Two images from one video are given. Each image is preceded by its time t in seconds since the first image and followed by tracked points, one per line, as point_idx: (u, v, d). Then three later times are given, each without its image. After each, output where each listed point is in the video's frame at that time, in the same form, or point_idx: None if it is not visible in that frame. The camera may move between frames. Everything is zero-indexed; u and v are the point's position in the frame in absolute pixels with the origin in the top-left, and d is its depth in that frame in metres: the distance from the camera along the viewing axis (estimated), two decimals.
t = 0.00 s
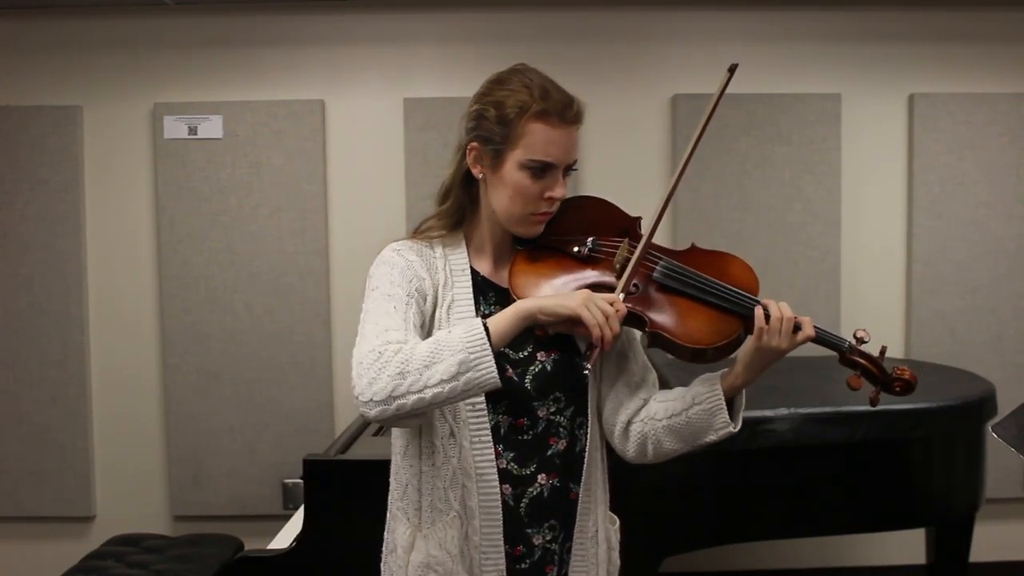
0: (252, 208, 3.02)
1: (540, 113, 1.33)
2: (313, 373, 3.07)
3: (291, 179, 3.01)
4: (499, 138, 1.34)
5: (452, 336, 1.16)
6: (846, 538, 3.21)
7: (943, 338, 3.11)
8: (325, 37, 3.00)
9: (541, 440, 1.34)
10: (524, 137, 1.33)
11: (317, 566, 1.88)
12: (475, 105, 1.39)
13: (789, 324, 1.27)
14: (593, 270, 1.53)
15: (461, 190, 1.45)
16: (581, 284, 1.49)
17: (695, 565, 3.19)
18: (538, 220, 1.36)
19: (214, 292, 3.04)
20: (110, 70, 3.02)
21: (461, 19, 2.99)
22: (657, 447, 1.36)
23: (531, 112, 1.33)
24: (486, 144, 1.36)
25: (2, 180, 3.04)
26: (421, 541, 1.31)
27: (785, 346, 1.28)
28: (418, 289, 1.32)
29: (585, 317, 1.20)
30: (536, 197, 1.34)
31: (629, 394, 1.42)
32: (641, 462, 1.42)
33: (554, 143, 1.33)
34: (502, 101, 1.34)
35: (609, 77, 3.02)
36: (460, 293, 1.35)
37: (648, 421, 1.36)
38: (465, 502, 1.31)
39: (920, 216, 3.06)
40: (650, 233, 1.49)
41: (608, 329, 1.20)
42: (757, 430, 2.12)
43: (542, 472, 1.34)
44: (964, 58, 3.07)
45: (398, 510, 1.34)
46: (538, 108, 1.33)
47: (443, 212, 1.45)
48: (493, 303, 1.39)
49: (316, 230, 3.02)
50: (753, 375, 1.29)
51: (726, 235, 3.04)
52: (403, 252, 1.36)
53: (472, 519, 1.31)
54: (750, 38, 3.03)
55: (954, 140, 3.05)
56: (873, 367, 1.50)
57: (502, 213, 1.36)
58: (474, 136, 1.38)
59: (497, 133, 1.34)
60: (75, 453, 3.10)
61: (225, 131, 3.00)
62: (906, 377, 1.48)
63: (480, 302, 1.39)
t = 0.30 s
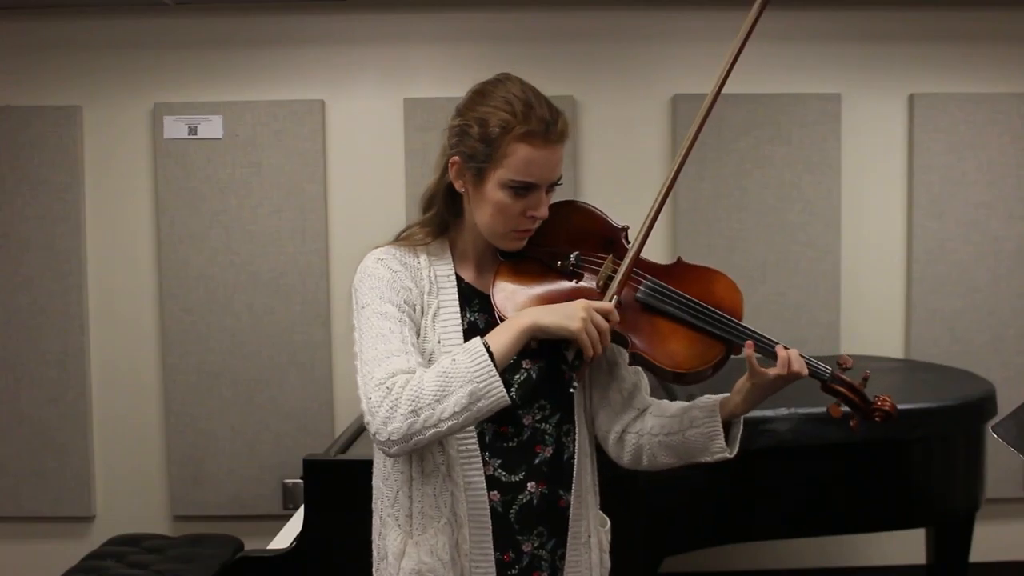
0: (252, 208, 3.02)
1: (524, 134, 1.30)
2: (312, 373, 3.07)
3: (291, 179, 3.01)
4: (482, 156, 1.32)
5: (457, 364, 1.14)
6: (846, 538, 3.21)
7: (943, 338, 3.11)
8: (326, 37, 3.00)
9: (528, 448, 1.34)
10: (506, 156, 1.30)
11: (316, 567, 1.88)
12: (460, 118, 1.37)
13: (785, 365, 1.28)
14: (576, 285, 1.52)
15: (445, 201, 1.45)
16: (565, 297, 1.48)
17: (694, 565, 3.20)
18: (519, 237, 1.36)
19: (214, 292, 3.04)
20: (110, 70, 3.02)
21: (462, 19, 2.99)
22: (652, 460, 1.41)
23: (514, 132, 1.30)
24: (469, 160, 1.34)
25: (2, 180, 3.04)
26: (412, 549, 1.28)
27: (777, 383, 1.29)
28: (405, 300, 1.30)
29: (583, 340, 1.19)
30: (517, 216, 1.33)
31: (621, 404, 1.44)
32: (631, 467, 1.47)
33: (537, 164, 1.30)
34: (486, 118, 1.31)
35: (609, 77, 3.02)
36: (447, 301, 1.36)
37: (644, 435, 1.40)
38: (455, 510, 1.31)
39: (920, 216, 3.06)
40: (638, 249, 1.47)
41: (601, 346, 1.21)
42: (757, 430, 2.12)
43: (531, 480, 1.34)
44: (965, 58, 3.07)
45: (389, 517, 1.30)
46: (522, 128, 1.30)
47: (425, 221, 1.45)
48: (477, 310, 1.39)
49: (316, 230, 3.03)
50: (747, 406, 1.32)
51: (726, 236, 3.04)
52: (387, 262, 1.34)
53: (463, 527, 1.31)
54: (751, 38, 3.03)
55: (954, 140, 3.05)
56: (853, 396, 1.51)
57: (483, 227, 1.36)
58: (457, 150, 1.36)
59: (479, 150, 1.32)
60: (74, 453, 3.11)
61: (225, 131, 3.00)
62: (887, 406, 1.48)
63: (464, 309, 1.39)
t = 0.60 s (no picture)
0: (252, 208, 3.02)
1: (499, 119, 1.28)
2: (312, 373, 3.07)
3: (291, 179, 3.01)
4: (455, 144, 1.30)
5: (465, 327, 1.13)
6: (846, 538, 3.21)
7: (943, 338, 3.11)
8: (326, 37, 3.00)
9: (511, 443, 1.32)
10: (481, 142, 1.28)
11: (315, 566, 1.88)
12: (430, 109, 1.34)
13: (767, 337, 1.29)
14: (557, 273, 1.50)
15: (419, 197, 1.41)
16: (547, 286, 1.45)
17: (694, 565, 3.20)
18: (496, 226, 1.32)
19: (213, 292, 3.04)
20: (110, 70, 3.02)
21: (462, 19, 2.99)
22: (641, 447, 1.40)
23: (489, 118, 1.28)
24: (442, 150, 1.31)
25: (3, 180, 3.04)
26: (393, 548, 1.26)
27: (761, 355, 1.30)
28: (392, 288, 1.27)
29: (586, 283, 1.20)
30: (495, 202, 1.30)
31: (603, 394, 1.41)
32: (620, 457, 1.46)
33: (513, 148, 1.28)
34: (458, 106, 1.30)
35: (608, 76, 3.02)
36: (430, 295, 1.33)
37: (630, 424, 1.39)
38: (436, 507, 1.28)
39: (920, 216, 3.06)
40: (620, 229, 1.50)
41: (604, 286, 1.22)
42: (757, 430, 2.12)
43: (515, 475, 1.32)
44: (965, 57, 3.07)
45: (369, 516, 1.30)
46: (495, 112, 1.28)
47: (398, 220, 1.42)
48: (458, 304, 1.37)
49: (316, 230, 3.03)
50: (735, 384, 1.32)
51: (726, 235, 3.04)
52: (368, 253, 1.31)
53: (444, 524, 1.27)
54: (750, 38, 3.03)
55: (954, 140, 3.05)
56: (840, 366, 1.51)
57: (461, 218, 1.32)
58: (429, 141, 1.33)
59: (454, 139, 1.30)
60: (74, 453, 3.10)
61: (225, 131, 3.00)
62: (874, 375, 1.48)
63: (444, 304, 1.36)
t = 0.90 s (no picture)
0: (252, 208, 3.02)
1: (475, 83, 1.32)
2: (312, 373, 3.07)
3: (291, 179, 3.01)
4: (435, 112, 1.32)
5: (446, 321, 1.14)
6: (846, 538, 3.21)
7: (943, 338, 3.11)
8: (325, 38, 3.00)
9: (495, 434, 1.33)
10: (462, 108, 1.31)
11: (314, 566, 1.89)
12: (405, 87, 1.36)
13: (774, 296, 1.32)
14: (540, 248, 1.51)
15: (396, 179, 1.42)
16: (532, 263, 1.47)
17: (694, 565, 3.20)
18: (483, 194, 1.33)
19: (213, 292, 3.04)
20: (110, 70, 3.02)
21: (462, 20, 3.00)
22: (643, 426, 1.42)
23: (466, 83, 1.32)
24: (422, 122, 1.33)
25: (3, 180, 3.04)
26: (383, 549, 1.25)
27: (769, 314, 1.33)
28: (366, 281, 1.27)
29: (566, 290, 1.21)
30: (480, 168, 1.31)
31: (600, 380, 1.44)
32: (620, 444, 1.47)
33: (492, 110, 1.32)
34: (435, 76, 1.32)
35: (608, 76, 3.02)
36: (404, 287, 1.32)
37: (632, 403, 1.41)
38: (423, 503, 1.27)
39: (920, 216, 3.06)
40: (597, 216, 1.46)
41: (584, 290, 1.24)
42: (757, 430, 2.11)
43: (498, 467, 1.33)
44: (966, 58, 3.07)
45: (352, 519, 1.27)
46: (473, 77, 1.32)
47: (375, 207, 1.41)
48: (437, 294, 1.36)
49: (316, 230, 3.03)
50: (739, 345, 1.35)
51: (725, 235, 3.04)
52: (343, 248, 1.30)
53: (432, 519, 1.27)
54: (751, 38, 3.03)
55: (954, 140, 3.05)
56: (830, 310, 1.54)
57: (444, 189, 1.33)
58: (407, 116, 1.35)
59: (432, 108, 1.32)
60: (74, 453, 3.11)
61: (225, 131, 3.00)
62: (864, 315, 1.53)
63: (423, 294, 1.35)
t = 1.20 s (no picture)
0: (252, 208, 3.02)
1: (462, 74, 1.33)
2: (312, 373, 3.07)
3: (291, 179, 3.01)
4: (422, 102, 1.30)
5: (405, 388, 1.10)
6: (846, 539, 3.21)
7: (943, 338, 3.11)
8: (325, 38, 3.00)
9: (487, 433, 1.32)
10: (450, 98, 1.31)
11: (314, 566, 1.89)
12: (386, 79, 1.34)
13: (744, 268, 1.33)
14: (527, 240, 1.55)
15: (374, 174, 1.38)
16: (521, 251, 1.49)
17: (694, 565, 3.20)
18: (473, 183, 1.33)
19: (213, 291, 3.04)
20: (110, 71, 3.02)
21: (462, 19, 2.99)
22: (632, 417, 1.41)
23: (453, 73, 1.32)
24: (407, 112, 1.31)
25: (3, 180, 3.04)
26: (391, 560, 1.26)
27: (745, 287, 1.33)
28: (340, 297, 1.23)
29: (535, 361, 1.17)
30: (470, 157, 1.31)
31: (586, 378, 1.44)
32: (610, 441, 1.46)
33: (479, 100, 1.33)
34: (420, 66, 1.31)
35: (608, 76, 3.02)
36: (385, 290, 1.29)
37: (618, 395, 1.41)
38: (422, 509, 1.27)
39: (920, 216, 3.06)
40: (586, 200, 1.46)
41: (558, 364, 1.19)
42: (757, 430, 2.12)
43: (489, 466, 1.32)
44: (966, 57, 3.07)
45: (353, 533, 1.26)
46: (458, 67, 1.32)
47: (356, 204, 1.37)
48: (422, 293, 1.33)
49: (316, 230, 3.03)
50: (721, 324, 1.34)
51: (725, 234, 3.04)
52: (319, 257, 1.25)
53: (434, 525, 1.26)
54: (751, 38, 3.03)
55: (954, 140, 3.05)
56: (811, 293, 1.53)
57: (434, 180, 1.31)
58: (391, 108, 1.32)
59: (421, 97, 1.30)
60: (74, 453, 3.11)
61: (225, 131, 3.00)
62: (842, 294, 1.47)
63: (407, 294, 1.32)
